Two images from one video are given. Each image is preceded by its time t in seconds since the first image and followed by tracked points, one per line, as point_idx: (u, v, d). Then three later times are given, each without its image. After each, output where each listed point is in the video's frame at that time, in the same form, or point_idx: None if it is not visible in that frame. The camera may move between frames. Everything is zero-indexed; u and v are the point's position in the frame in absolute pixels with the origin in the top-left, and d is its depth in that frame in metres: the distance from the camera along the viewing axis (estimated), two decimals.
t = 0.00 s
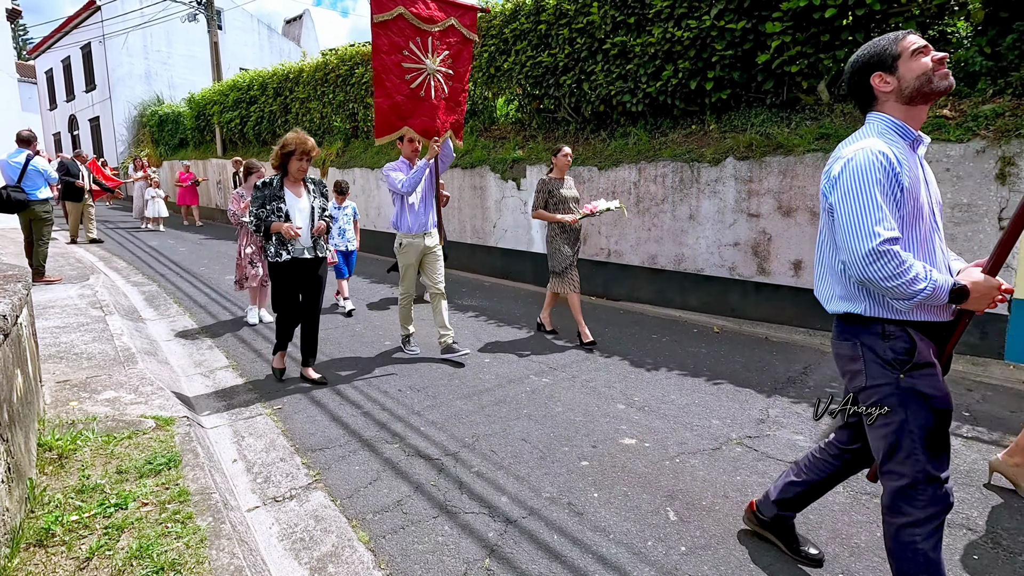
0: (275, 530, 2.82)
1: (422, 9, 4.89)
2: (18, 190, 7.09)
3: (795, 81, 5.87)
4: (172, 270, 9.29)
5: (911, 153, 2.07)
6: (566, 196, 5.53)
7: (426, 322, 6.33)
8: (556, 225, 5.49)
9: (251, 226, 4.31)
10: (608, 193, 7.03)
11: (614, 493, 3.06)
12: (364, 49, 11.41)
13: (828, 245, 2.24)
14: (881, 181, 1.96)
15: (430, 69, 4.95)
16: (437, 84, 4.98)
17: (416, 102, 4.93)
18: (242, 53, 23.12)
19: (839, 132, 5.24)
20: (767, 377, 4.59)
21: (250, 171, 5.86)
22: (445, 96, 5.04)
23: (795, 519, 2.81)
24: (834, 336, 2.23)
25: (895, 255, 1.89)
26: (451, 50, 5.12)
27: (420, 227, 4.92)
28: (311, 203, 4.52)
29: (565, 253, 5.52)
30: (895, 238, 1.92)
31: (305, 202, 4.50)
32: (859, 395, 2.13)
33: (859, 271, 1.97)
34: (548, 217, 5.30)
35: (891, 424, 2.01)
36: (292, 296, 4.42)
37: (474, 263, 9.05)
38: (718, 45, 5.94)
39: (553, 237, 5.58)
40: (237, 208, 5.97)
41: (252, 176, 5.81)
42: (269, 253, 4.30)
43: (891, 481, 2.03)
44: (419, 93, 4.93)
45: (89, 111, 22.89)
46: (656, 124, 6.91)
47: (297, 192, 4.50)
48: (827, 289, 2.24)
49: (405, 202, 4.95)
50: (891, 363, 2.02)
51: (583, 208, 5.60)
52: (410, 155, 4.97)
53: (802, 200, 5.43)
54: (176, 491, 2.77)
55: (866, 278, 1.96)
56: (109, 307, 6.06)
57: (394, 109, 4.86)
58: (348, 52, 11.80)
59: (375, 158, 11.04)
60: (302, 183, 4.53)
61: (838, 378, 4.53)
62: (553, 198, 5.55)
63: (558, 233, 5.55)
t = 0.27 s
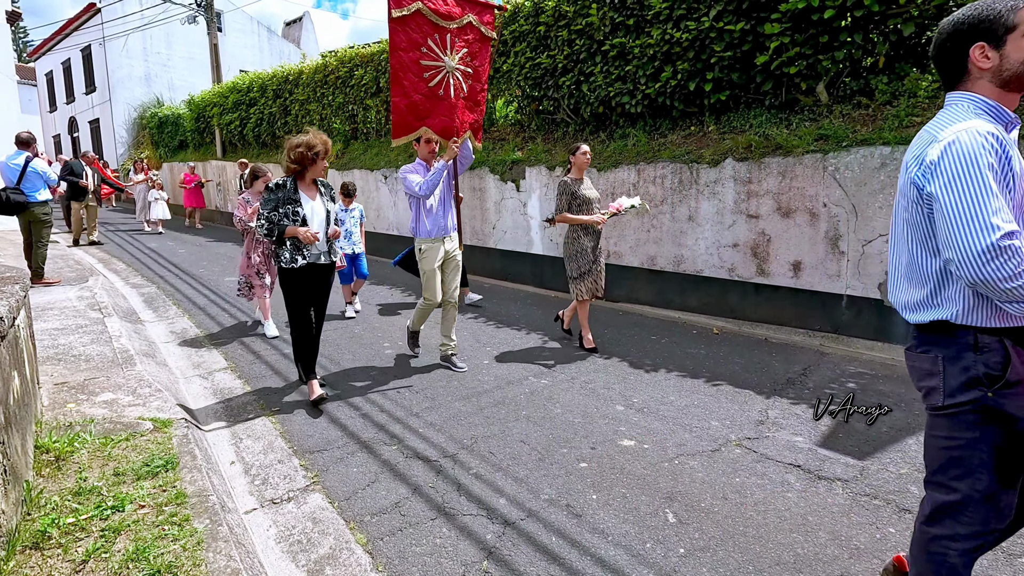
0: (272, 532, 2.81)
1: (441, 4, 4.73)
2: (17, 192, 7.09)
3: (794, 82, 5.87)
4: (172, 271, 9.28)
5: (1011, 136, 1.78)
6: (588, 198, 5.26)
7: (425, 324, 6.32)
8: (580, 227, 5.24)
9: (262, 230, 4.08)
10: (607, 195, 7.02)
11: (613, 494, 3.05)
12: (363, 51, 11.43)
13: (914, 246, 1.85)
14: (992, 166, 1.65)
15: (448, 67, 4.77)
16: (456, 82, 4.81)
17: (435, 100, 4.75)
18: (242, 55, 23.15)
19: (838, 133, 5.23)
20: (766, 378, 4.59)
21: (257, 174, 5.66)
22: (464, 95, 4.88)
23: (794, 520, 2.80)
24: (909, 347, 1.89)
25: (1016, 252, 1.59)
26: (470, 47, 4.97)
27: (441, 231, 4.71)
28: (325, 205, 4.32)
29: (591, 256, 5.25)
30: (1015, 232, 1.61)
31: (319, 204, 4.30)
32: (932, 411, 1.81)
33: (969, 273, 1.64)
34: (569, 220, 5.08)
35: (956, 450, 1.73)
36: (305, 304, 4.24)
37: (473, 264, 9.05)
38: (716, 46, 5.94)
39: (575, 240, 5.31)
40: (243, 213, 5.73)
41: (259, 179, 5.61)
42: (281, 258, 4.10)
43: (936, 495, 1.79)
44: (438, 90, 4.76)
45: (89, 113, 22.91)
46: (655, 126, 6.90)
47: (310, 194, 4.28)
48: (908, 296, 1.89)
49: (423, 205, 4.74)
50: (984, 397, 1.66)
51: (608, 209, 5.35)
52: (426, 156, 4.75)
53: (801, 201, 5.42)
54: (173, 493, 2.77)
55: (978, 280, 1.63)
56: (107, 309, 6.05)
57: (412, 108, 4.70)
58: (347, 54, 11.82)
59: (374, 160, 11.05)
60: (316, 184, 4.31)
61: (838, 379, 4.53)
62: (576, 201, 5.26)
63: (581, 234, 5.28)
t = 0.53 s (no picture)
0: (271, 534, 2.81)
1: None
2: (18, 194, 7.10)
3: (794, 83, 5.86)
4: (173, 273, 9.29)
5: None
6: (610, 200, 5.06)
7: (425, 326, 6.32)
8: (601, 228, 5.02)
9: (280, 232, 3.74)
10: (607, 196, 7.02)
11: (612, 497, 3.04)
12: (364, 52, 11.44)
13: (1000, 264, 1.75)
14: None
15: (468, 63, 4.50)
16: (475, 78, 4.53)
17: (453, 97, 4.46)
18: (243, 57, 23.20)
19: (838, 135, 5.22)
20: (767, 380, 4.57)
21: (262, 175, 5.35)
22: (483, 92, 4.59)
23: (794, 523, 2.79)
24: (993, 365, 1.81)
25: None
26: (488, 43, 4.69)
27: (457, 233, 4.49)
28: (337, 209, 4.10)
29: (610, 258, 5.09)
30: None
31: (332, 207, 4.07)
32: (1006, 430, 1.73)
33: None
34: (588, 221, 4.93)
35: (1022, 474, 1.66)
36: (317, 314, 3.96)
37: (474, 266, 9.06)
38: (716, 48, 5.94)
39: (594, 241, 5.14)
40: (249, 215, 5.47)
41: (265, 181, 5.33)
42: (300, 264, 3.80)
43: (992, 513, 1.73)
44: (456, 87, 4.47)
45: (90, 115, 22.96)
46: (655, 127, 6.90)
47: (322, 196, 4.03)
48: (992, 309, 1.80)
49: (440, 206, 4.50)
50: None
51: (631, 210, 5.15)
52: (441, 154, 4.49)
53: (801, 202, 5.42)
54: (172, 495, 2.77)
55: None
56: (108, 311, 6.06)
57: (430, 104, 4.40)
58: (348, 56, 11.84)
59: (375, 162, 11.06)
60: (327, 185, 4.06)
61: (838, 380, 4.51)
62: (595, 202, 5.06)
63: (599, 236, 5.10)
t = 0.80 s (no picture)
0: (271, 536, 2.81)
1: None
2: (21, 195, 7.11)
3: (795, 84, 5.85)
4: (174, 274, 9.30)
5: None
6: (638, 205, 4.89)
7: (426, 327, 6.32)
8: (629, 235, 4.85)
9: (295, 237, 3.64)
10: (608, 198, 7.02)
11: (613, 498, 3.04)
12: (365, 54, 11.46)
13: None
14: None
15: (489, 62, 4.13)
16: (497, 79, 4.17)
17: (475, 100, 4.10)
18: (245, 59, 23.25)
19: (839, 136, 5.21)
20: (768, 382, 4.56)
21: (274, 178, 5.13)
22: (505, 94, 4.24)
23: (795, 525, 2.79)
24: None
25: None
26: (510, 42, 4.30)
27: (478, 240, 4.20)
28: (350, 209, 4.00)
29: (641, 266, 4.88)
30: None
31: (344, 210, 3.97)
32: None
33: None
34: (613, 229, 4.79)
35: None
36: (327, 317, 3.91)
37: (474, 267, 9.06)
38: (717, 49, 5.93)
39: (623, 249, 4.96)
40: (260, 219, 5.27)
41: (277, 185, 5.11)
42: (315, 269, 3.73)
43: None
44: (477, 89, 4.11)
45: (92, 116, 23.01)
46: (656, 128, 6.90)
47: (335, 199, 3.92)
48: None
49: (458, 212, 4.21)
50: None
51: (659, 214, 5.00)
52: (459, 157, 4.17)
53: (802, 203, 5.41)
54: (173, 496, 2.77)
55: None
56: (109, 312, 6.07)
57: (448, 106, 4.03)
58: (349, 57, 11.86)
59: (376, 163, 11.08)
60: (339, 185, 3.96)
61: (840, 382, 4.50)
62: (622, 208, 4.93)
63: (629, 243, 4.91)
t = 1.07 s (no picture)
0: (275, 537, 2.81)
1: None
2: (25, 197, 7.13)
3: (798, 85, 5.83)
4: (178, 275, 9.32)
5: None
6: (665, 203, 4.77)
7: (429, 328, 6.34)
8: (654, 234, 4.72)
9: (304, 246, 3.53)
10: (611, 199, 7.02)
11: (616, 500, 3.04)
12: (367, 56, 11.48)
13: None
14: None
15: (515, 54, 4.08)
16: (523, 71, 4.12)
17: (500, 93, 4.06)
18: (248, 61, 23.31)
19: (842, 137, 5.20)
20: (771, 383, 4.56)
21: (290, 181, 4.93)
22: (531, 87, 4.19)
23: (799, 527, 2.78)
24: None
25: None
26: (536, 33, 4.25)
27: (498, 241, 4.08)
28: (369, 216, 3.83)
29: (665, 268, 4.72)
30: None
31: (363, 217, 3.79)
32: None
33: None
34: (639, 225, 4.66)
35: None
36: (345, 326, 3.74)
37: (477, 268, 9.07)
38: (720, 50, 5.93)
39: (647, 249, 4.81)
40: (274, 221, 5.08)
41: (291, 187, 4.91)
42: (328, 278, 3.58)
43: None
44: (503, 82, 4.06)
45: (96, 118, 23.09)
46: (659, 130, 6.90)
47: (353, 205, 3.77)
48: None
49: (479, 212, 4.14)
50: None
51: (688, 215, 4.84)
52: (481, 154, 4.12)
53: (805, 204, 5.40)
54: (177, 497, 2.77)
55: None
56: (113, 313, 6.08)
57: (473, 101, 3.99)
58: (352, 59, 11.88)
59: (378, 164, 11.09)
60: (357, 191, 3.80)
61: (843, 383, 4.49)
62: (648, 205, 4.81)
63: (653, 242, 4.76)
